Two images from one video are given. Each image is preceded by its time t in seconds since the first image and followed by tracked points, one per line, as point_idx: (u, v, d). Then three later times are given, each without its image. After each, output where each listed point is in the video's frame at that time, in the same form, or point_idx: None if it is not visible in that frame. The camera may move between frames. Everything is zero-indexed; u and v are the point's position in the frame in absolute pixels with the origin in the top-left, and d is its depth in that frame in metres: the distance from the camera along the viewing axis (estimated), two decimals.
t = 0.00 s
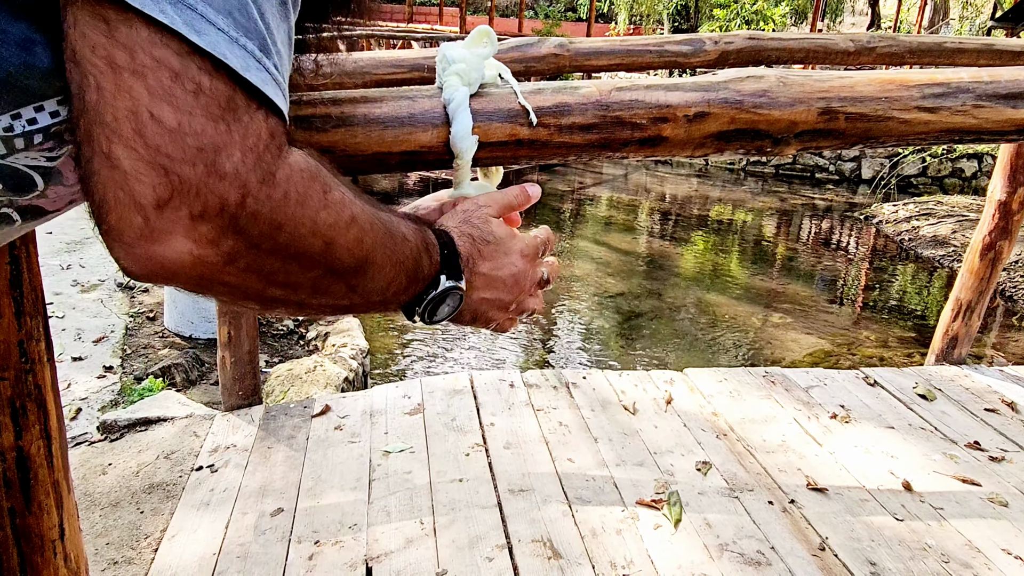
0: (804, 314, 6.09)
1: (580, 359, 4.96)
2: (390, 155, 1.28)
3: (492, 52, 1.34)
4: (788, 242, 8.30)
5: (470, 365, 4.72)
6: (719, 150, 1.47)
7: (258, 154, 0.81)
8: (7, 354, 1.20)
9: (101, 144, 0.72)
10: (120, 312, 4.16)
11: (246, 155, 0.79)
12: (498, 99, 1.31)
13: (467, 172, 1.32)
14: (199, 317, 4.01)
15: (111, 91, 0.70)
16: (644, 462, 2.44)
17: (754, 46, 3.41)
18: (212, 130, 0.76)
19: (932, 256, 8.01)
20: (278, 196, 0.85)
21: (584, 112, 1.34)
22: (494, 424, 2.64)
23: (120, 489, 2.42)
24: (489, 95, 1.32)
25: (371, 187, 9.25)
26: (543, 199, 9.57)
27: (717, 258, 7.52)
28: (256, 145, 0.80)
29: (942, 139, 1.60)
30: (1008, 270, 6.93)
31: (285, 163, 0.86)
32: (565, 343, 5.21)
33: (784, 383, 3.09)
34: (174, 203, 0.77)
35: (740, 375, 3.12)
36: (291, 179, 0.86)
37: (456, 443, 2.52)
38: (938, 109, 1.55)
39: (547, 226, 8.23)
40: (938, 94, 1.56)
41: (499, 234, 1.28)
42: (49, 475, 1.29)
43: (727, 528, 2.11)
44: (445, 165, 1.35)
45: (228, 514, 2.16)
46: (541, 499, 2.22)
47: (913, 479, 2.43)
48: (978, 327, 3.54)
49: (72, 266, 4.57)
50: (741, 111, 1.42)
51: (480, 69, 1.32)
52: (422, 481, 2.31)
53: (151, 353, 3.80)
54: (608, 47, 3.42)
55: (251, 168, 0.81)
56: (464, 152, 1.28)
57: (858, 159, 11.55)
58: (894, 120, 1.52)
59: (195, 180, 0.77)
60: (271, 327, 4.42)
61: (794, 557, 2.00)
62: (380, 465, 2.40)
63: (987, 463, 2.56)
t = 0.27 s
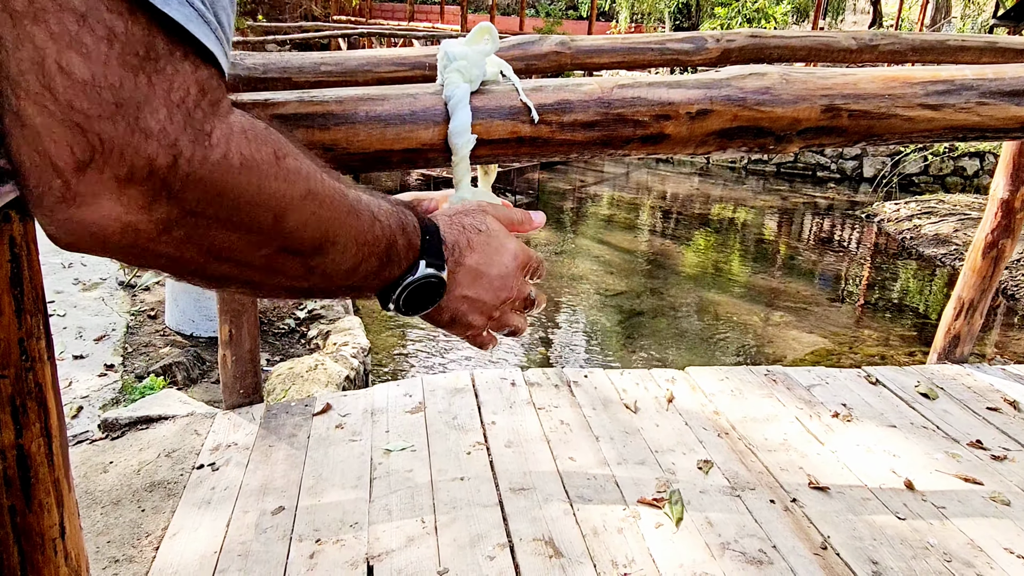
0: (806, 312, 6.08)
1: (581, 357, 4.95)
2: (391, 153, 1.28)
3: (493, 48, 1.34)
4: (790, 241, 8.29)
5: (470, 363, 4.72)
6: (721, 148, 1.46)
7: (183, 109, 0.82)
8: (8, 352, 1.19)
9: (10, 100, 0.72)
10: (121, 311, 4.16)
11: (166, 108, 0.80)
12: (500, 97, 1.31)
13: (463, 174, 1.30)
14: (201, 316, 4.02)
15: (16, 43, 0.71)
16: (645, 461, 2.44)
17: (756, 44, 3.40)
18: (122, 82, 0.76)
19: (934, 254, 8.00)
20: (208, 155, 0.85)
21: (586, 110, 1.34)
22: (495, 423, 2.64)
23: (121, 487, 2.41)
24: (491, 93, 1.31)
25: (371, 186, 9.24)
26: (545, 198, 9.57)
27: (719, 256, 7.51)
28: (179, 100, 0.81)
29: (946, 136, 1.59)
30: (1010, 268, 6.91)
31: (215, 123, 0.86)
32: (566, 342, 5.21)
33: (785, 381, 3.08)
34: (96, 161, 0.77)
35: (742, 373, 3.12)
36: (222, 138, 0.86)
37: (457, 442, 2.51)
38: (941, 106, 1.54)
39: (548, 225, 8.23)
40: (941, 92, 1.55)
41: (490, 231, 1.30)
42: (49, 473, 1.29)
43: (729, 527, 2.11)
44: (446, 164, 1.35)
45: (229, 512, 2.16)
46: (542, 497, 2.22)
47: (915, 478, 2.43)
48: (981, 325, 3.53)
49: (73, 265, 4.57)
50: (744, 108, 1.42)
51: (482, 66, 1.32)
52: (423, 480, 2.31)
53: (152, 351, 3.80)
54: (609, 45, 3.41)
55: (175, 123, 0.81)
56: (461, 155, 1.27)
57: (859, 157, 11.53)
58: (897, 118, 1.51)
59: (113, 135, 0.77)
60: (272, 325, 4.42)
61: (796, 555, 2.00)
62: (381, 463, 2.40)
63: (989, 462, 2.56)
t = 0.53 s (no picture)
0: (807, 311, 6.07)
1: (582, 356, 4.95)
2: (394, 151, 1.28)
3: (495, 45, 1.32)
4: (791, 239, 8.28)
5: (471, 362, 4.71)
6: (724, 146, 1.46)
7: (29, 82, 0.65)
8: (8, 349, 1.19)
9: None
10: (122, 309, 4.16)
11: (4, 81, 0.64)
12: (502, 94, 1.30)
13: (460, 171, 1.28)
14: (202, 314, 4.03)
15: None
16: (647, 460, 2.43)
17: (758, 41, 3.39)
18: None
19: (936, 253, 7.99)
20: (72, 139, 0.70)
21: (589, 107, 1.34)
22: (497, 421, 2.64)
23: (122, 485, 2.40)
24: (493, 90, 1.31)
25: (373, 184, 9.24)
26: (546, 196, 9.57)
27: (720, 255, 7.50)
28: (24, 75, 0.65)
29: (949, 134, 1.59)
30: (1012, 267, 6.90)
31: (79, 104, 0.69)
32: (567, 340, 5.21)
33: (787, 380, 3.08)
34: None
35: (743, 372, 3.12)
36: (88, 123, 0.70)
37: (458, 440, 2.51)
38: (945, 104, 1.54)
39: (550, 223, 8.23)
40: (944, 89, 1.54)
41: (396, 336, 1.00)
42: (51, 471, 1.28)
43: (730, 526, 2.11)
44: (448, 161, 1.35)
45: (231, 510, 2.16)
46: (543, 496, 2.22)
47: (917, 477, 2.42)
48: (983, 324, 3.52)
49: (75, 263, 4.57)
50: (746, 106, 1.42)
51: (484, 63, 1.31)
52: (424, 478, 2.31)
53: (153, 350, 3.80)
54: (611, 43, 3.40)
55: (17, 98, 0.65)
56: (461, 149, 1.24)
57: (861, 156, 11.52)
58: (900, 116, 1.50)
59: None
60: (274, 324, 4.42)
61: (797, 554, 2.00)
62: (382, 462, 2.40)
63: (991, 461, 2.55)
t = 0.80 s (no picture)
0: (808, 311, 6.07)
1: (584, 355, 4.96)
2: (396, 149, 1.28)
3: (499, 42, 1.34)
4: (792, 238, 8.28)
5: (473, 361, 4.71)
6: (727, 144, 1.45)
7: None
8: (11, 347, 1.19)
9: None
10: (124, 308, 4.16)
11: None
12: (504, 92, 1.30)
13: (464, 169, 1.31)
14: (204, 312, 4.04)
15: None
16: (649, 459, 2.43)
17: (760, 40, 3.38)
18: None
19: (937, 253, 7.98)
20: None
21: (592, 106, 1.34)
22: (498, 420, 2.64)
23: (124, 484, 2.37)
24: (495, 88, 1.31)
25: (375, 184, 9.25)
26: (548, 195, 9.57)
27: (721, 254, 7.50)
28: None
29: (953, 133, 1.58)
30: (1015, 266, 6.89)
31: None
32: (568, 339, 5.21)
33: (789, 379, 3.08)
34: None
35: (745, 371, 3.12)
36: None
37: (460, 439, 2.51)
38: (949, 102, 1.53)
39: (551, 223, 8.23)
40: (949, 88, 1.54)
41: None
42: (53, 469, 1.28)
43: (732, 525, 2.11)
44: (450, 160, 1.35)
45: (233, 509, 2.16)
46: (545, 495, 2.22)
47: (919, 476, 2.42)
48: (985, 323, 3.52)
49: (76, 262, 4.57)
50: (750, 104, 1.41)
51: (486, 61, 1.31)
52: (426, 477, 2.31)
53: (155, 349, 3.81)
54: (613, 42, 3.40)
55: None
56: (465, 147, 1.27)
57: (862, 155, 11.51)
58: (904, 114, 1.50)
59: None
60: (275, 323, 4.43)
61: (800, 554, 1.99)
62: (384, 460, 2.40)
63: (994, 460, 2.55)
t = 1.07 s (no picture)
0: (811, 310, 6.06)
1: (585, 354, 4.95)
2: (401, 148, 1.28)
3: (503, 41, 1.35)
4: (794, 238, 8.27)
5: (475, 361, 4.71)
6: (731, 143, 1.45)
7: None
8: (16, 347, 1.20)
9: None
10: (127, 306, 4.13)
11: None
12: (509, 91, 1.30)
13: (469, 168, 1.30)
14: (206, 312, 4.05)
15: None
16: (651, 459, 2.43)
17: (763, 39, 3.36)
18: None
19: (939, 253, 7.97)
20: None
21: (596, 104, 1.34)
22: (501, 419, 2.64)
23: (127, 483, 2.38)
24: (499, 87, 1.31)
25: (376, 183, 9.25)
26: (549, 195, 9.56)
27: (723, 254, 7.50)
28: None
29: (959, 132, 1.57)
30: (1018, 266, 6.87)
31: None
32: (569, 339, 5.21)
33: (791, 379, 3.07)
34: None
35: (748, 371, 3.11)
36: None
37: (462, 438, 2.51)
38: (955, 101, 1.52)
39: (552, 222, 8.23)
40: (955, 86, 1.53)
41: None
42: (58, 468, 1.28)
43: (735, 525, 2.10)
44: (453, 159, 1.35)
45: (236, 508, 2.16)
46: (548, 495, 2.22)
47: (922, 476, 2.42)
48: (988, 323, 3.52)
49: (79, 261, 4.57)
50: (754, 103, 1.41)
51: (491, 60, 1.31)
52: (429, 476, 2.31)
53: (158, 348, 3.81)
54: (615, 41, 3.40)
55: None
56: (469, 146, 1.27)
57: (865, 155, 11.50)
58: (909, 113, 1.49)
59: None
60: (277, 322, 4.43)
61: (803, 553, 1.99)
62: (387, 459, 2.40)
63: (997, 460, 2.54)
